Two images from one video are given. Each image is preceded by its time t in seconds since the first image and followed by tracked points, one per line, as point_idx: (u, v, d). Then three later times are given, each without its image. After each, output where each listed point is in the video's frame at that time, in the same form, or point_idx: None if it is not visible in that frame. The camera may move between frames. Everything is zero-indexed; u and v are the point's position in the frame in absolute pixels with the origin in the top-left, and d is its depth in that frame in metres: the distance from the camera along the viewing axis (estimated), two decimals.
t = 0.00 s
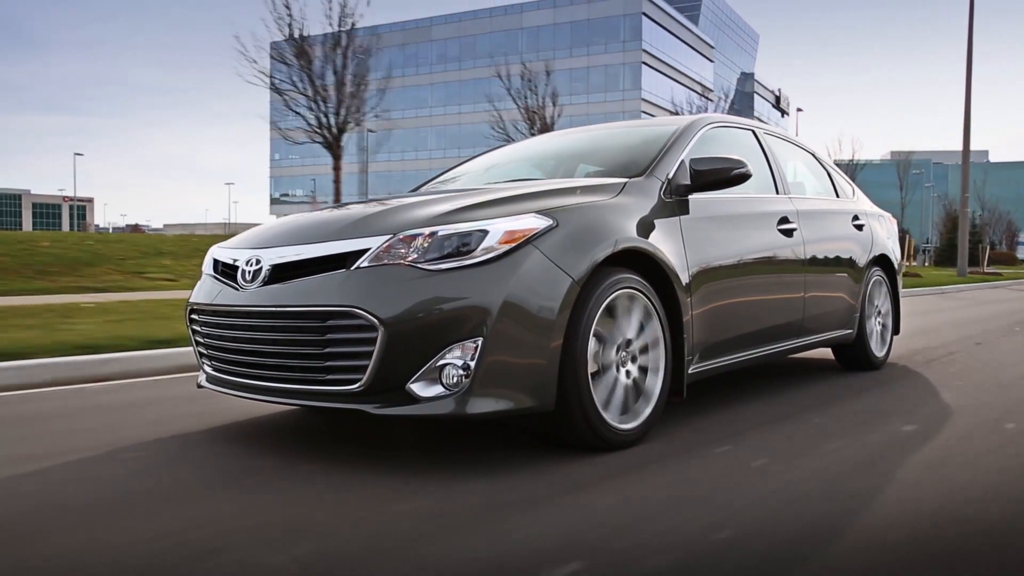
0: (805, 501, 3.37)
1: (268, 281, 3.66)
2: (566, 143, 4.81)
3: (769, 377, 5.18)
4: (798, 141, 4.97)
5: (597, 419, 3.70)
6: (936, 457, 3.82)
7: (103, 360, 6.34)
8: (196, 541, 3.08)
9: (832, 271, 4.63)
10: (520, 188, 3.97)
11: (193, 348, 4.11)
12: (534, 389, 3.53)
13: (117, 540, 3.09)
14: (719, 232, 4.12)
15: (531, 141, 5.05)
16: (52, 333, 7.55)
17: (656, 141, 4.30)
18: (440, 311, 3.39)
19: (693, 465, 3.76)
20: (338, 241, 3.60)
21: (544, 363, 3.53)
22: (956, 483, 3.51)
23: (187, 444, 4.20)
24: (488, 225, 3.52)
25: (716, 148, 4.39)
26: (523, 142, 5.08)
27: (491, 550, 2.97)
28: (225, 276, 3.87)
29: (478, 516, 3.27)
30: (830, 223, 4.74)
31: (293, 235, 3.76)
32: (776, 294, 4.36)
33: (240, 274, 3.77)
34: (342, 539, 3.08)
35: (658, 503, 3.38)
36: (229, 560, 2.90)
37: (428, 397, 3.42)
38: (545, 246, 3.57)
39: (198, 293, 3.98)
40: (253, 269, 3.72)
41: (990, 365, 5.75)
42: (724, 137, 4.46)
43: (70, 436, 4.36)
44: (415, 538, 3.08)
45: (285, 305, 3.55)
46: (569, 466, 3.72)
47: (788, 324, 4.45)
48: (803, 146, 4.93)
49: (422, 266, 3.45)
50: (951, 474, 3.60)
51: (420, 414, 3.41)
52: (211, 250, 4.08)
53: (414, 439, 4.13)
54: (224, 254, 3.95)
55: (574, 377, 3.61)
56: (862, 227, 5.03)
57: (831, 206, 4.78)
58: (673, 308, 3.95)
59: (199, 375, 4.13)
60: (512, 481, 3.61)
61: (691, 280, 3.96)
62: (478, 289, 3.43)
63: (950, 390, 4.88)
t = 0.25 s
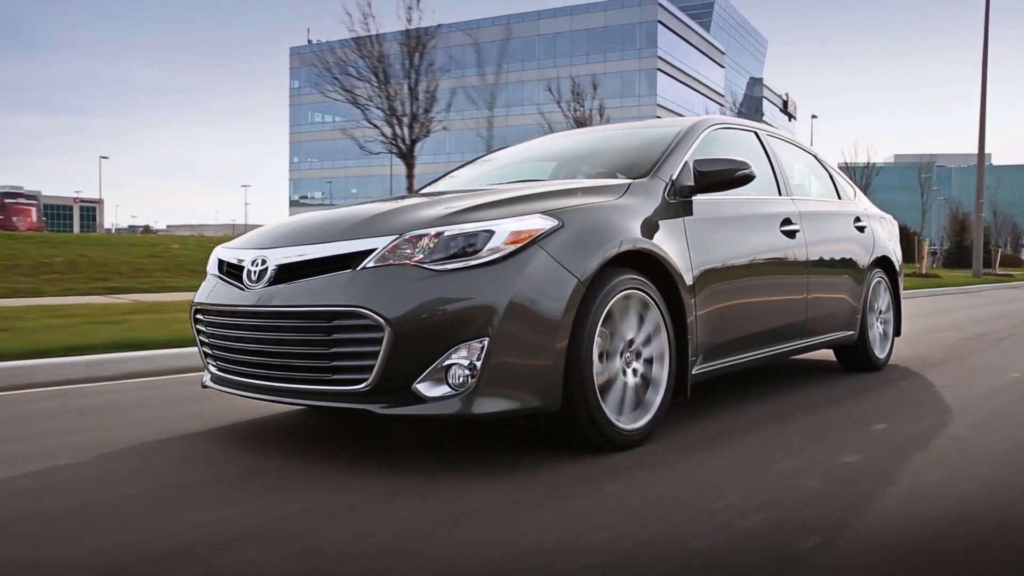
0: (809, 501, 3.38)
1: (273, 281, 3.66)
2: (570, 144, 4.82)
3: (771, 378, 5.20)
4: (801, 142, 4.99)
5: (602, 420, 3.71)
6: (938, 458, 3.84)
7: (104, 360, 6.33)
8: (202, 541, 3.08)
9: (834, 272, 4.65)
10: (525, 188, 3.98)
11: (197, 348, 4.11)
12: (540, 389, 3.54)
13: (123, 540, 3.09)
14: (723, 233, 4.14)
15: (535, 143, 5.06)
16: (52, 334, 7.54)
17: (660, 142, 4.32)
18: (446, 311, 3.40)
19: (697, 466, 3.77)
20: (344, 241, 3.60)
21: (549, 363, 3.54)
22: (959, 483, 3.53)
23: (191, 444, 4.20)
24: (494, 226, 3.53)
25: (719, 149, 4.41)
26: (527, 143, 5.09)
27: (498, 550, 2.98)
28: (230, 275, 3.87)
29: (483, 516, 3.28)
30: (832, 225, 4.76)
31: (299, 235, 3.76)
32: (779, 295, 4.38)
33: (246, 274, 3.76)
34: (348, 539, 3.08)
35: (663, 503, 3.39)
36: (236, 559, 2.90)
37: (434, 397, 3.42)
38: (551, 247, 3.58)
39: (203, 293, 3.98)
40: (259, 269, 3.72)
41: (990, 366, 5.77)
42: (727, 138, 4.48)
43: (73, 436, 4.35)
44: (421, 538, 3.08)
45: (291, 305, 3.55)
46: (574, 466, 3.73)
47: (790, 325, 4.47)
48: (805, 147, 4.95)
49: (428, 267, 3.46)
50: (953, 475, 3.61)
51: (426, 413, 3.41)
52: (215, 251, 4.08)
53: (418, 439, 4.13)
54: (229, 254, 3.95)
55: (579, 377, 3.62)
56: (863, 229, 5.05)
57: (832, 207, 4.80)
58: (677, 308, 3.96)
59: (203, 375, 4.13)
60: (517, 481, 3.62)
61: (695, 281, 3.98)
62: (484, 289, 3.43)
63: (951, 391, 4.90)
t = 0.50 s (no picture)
0: (814, 501, 3.39)
1: (278, 280, 3.66)
2: (573, 144, 4.83)
3: (772, 378, 5.22)
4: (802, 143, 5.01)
5: (606, 419, 3.71)
6: (941, 458, 3.85)
7: (104, 360, 6.31)
8: (206, 541, 3.07)
9: (835, 272, 4.66)
10: (530, 188, 3.98)
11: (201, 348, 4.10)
12: (544, 388, 3.54)
13: (127, 540, 3.08)
14: (726, 233, 4.15)
15: (538, 143, 5.07)
16: (51, 334, 7.52)
17: (663, 142, 4.33)
18: (452, 311, 3.40)
19: (701, 465, 3.77)
20: (349, 241, 3.60)
21: (554, 362, 3.54)
22: (962, 483, 3.54)
23: (193, 444, 4.19)
24: (499, 225, 3.53)
25: (722, 150, 4.42)
26: (529, 143, 5.10)
27: (505, 550, 2.98)
28: (234, 275, 3.86)
29: (489, 516, 3.27)
30: (833, 225, 4.78)
31: (304, 234, 3.76)
32: (781, 295, 4.39)
33: (250, 273, 3.76)
34: (354, 539, 3.07)
35: (668, 503, 3.39)
36: (242, 560, 2.89)
37: (439, 397, 3.42)
38: (556, 246, 3.58)
39: (206, 293, 3.97)
40: (264, 269, 3.71)
41: (989, 367, 5.79)
42: (730, 139, 4.49)
43: (74, 437, 4.34)
44: (427, 538, 3.08)
45: (296, 304, 3.54)
46: (578, 466, 3.73)
47: (792, 325, 4.48)
48: (807, 148, 4.96)
49: (433, 266, 3.46)
50: (956, 475, 3.63)
51: (431, 413, 3.41)
52: (219, 250, 4.07)
53: (422, 439, 4.13)
54: (233, 253, 3.94)
55: (583, 377, 3.62)
56: (864, 229, 5.07)
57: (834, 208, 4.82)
58: (681, 308, 3.97)
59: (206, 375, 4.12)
60: (522, 481, 3.61)
61: (699, 281, 3.99)
62: (490, 289, 3.43)
63: (952, 391, 4.92)
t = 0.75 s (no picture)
0: (817, 500, 3.40)
1: (282, 280, 3.64)
2: (576, 144, 4.83)
3: (773, 377, 5.23)
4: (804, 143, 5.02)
5: (611, 419, 3.71)
6: (943, 457, 3.87)
7: (105, 359, 6.29)
8: (210, 540, 3.06)
9: (837, 272, 4.67)
10: (534, 188, 3.98)
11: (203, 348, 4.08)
12: (549, 388, 3.54)
13: (128, 539, 3.06)
14: (729, 233, 4.15)
15: (540, 142, 5.07)
16: (51, 333, 7.50)
17: (666, 142, 4.33)
18: (457, 311, 3.39)
19: (705, 465, 3.78)
20: (354, 241, 3.59)
21: (559, 362, 3.54)
22: (965, 482, 3.55)
23: (195, 443, 4.17)
24: (504, 225, 3.53)
25: (725, 150, 4.43)
26: (532, 142, 5.10)
27: (510, 549, 2.97)
28: (238, 274, 3.85)
29: (493, 516, 3.27)
30: (835, 225, 4.79)
31: (308, 234, 3.75)
32: (784, 295, 4.39)
33: (254, 273, 3.75)
34: (358, 539, 3.06)
35: (673, 503, 3.39)
36: (246, 559, 2.88)
37: (444, 397, 3.41)
38: (561, 246, 3.58)
39: (210, 292, 3.96)
40: (268, 268, 3.70)
41: (989, 366, 5.82)
42: (733, 139, 4.49)
43: (77, 435, 4.32)
44: (432, 537, 3.08)
45: (301, 304, 3.53)
46: (582, 465, 3.73)
47: (794, 324, 4.49)
48: (808, 148, 4.97)
49: (438, 266, 3.45)
50: (959, 474, 3.64)
51: (436, 413, 3.40)
52: (222, 250, 4.06)
53: (426, 439, 4.12)
54: (236, 252, 3.93)
55: (588, 377, 3.62)
56: (865, 229, 5.08)
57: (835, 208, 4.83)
58: (685, 308, 3.97)
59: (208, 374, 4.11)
60: (526, 480, 3.61)
61: (702, 281, 3.99)
62: (495, 289, 3.43)
63: (953, 390, 4.94)
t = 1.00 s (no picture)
0: (819, 500, 3.39)
1: (283, 280, 3.63)
2: (578, 143, 4.82)
3: (775, 376, 5.23)
4: (806, 141, 5.01)
5: (613, 419, 3.70)
6: (945, 456, 3.87)
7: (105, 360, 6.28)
8: (210, 540, 3.05)
9: (838, 271, 4.67)
10: (536, 188, 3.96)
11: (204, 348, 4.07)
12: (551, 388, 3.53)
13: (127, 539, 3.05)
14: (731, 233, 4.14)
15: (542, 142, 5.05)
16: (50, 334, 7.49)
17: (668, 141, 4.32)
18: (459, 311, 3.38)
19: (707, 465, 3.77)
20: (356, 240, 3.58)
21: (561, 362, 3.53)
22: (967, 481, 3.55)
23: (195, 443, 4.16)
24: (506, 225, 3.52)
25: (727, 149, 4.42)
26: (533, 142, 5.09)
27: (512, 550, 2.97)
28: (239, 274, 3.84)
29: (494, 516, 3.27)
30: (836, 224, 4.78)
31: (309, 234, 3.74)
32: (786, 294, 4.39)
33: (255, 272, 3.73)
34: (360, 539, 3.05)
35: (675, 502, 3.38)
36: (247, 559, 2.87)
37: (446, 397, 3.40)
38: (563, 246, 3.57)
39: (210, 292, 3.94)
40: (269, 268, 3.69)
41: (990, 364, 5.82)
42: (735, 138, 4.49)
43: (76, 435, 4.31)
44: (433, 537, 3.07)
45: (302, 304, 3.52)
46: (584, 465, 3.72)
47: (796, 324, 4.48)
48: (810, 147, 4.96)
49: (440, 266, 3.44)
50: (961, 473, 3.64)
51: (438, 413, 3.40)
52: (223, 249, 4.05)
53: (428, 438, 4.12)
54: (237, 252, 3.91)
55: (590, 376, 3.61)
56: (867, 228, 5.07)
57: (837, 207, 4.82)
58: (687, 308, 3.97)
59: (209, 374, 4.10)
60: (528, 480, 3.61)
61: (705, 280, 3.99)
62: (497, 289, 3.42)
63: (955, 389, 4.94)
